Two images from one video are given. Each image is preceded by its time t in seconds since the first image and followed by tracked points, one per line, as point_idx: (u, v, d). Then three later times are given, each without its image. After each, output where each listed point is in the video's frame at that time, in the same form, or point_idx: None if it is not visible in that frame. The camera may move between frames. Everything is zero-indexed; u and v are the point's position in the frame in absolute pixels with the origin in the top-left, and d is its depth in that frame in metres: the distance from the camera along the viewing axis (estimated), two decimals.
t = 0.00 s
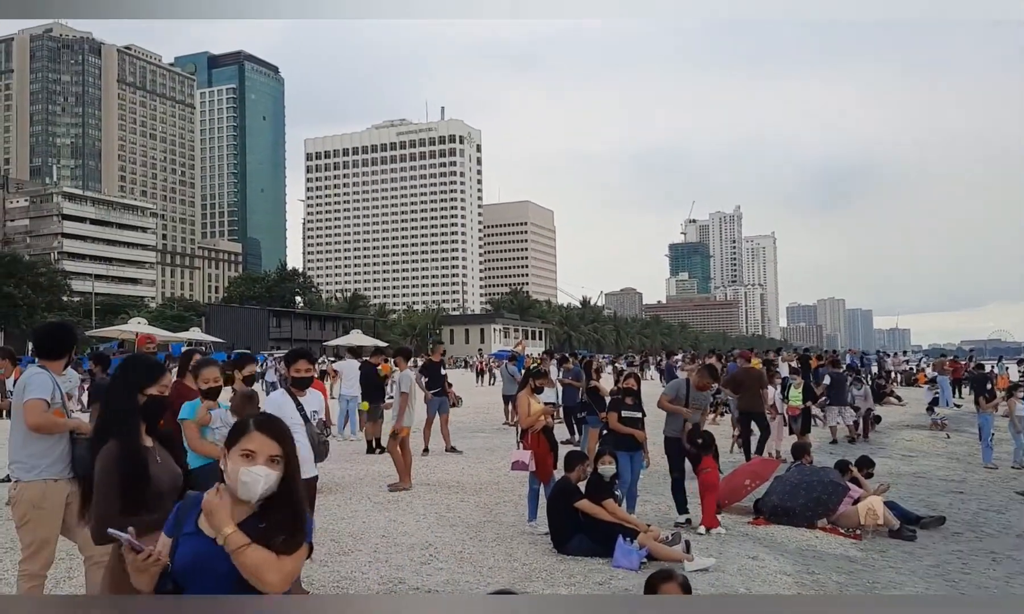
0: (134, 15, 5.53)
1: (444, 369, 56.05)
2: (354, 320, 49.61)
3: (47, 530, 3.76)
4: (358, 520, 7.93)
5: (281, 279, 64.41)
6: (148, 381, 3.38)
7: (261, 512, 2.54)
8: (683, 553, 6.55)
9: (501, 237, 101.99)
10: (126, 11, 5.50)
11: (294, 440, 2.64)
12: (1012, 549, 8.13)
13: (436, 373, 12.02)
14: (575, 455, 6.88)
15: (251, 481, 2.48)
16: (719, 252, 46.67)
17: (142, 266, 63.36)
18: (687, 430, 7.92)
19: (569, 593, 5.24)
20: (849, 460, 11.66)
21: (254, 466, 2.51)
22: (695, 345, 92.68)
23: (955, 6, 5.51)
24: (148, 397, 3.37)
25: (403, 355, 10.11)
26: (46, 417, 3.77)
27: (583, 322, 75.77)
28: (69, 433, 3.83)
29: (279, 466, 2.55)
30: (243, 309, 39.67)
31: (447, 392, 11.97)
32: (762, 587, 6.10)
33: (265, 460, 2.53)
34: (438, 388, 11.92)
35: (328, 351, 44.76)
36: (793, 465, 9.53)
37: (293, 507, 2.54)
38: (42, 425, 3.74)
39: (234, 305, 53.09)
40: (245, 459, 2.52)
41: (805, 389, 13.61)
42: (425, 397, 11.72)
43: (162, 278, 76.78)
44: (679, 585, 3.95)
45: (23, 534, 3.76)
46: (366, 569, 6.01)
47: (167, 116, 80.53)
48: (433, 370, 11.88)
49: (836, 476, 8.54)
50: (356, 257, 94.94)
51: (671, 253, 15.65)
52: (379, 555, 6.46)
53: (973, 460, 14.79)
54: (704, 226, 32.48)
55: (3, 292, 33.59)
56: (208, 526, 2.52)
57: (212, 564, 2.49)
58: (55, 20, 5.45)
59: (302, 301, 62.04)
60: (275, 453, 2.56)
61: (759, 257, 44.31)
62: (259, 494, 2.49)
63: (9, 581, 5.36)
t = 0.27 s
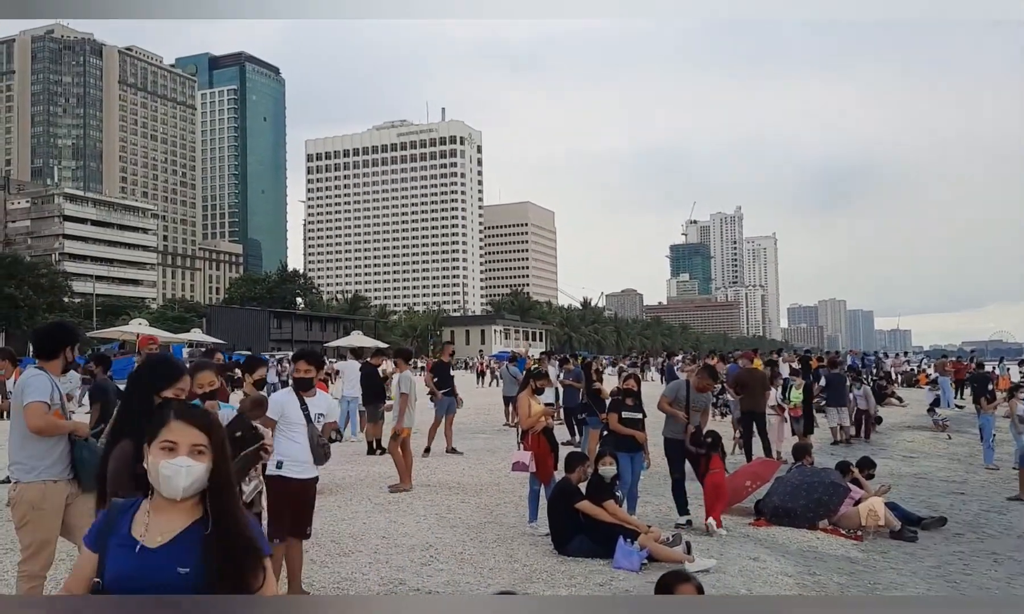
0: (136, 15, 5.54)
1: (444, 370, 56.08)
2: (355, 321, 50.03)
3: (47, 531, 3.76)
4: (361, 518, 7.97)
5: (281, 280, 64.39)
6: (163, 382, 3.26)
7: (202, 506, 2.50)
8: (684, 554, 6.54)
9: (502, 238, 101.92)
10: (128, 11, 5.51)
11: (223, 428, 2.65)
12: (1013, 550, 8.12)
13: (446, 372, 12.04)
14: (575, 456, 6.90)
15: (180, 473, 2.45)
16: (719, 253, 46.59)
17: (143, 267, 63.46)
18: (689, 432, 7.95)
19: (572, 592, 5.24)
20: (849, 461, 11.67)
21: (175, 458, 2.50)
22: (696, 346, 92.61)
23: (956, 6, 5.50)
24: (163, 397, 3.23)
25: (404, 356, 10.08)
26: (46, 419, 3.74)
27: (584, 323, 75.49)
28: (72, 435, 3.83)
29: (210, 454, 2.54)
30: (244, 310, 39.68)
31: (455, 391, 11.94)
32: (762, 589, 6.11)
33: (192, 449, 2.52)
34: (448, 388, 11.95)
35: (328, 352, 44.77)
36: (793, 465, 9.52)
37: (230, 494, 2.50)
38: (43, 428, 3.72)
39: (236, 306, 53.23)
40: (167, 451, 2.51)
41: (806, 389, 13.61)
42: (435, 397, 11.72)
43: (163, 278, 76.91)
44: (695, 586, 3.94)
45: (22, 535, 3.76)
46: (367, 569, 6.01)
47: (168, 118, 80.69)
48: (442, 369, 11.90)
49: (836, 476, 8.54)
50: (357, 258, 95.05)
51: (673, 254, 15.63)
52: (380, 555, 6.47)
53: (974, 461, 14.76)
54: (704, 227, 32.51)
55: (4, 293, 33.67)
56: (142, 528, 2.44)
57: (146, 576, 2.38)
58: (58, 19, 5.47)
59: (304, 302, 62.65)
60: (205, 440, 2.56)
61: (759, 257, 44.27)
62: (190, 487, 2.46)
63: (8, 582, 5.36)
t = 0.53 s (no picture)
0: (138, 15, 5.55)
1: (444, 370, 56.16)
2: (356, 321, 50.31)
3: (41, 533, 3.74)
4: (361, 517, 7.97)
5: (282, 281, 64.43)
6: (167, 385, 3.17)
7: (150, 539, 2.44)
8: (684, 554, 6.55)
9: (502, 239, 101.86)
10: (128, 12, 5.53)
11: (174, 448, 2.55)
12: (1013, 549, 8.11)
13: (451, 371, 12.07)
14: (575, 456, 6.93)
15: (123, 506, 2.36)
16: (719, 253, 46.55)
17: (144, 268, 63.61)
18: (690, 434, 7.93)
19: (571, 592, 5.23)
20: (849, 461, 11.68)
21: (114, 486, 2.41)
22: (696, 346, 92.51)
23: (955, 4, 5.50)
24: (165, 402, 3.16)
25: (405, 356, 10.08)
26: (33, 419, 3.75)
27: (584, 324, 75.41)
28: (65, 436, 3.84)
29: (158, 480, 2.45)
30: (244, 311, 39.71)
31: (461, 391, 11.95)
32: (763, 587, 6.12)
33: (135, 477, 2.43)
34: (453, 387, 11.97)
35: (329, 353, 44.83)
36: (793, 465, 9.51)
37: (180, 524, 2.44)
38: (34, 427, 3.73)
39: (237, 307, 53.43)
40: (105, 477, 2.42)
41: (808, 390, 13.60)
42: (441, 396, 11.73)
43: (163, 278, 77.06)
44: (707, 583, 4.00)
45: (19, 536, 3.76)
46: (367, 570, 6.01)
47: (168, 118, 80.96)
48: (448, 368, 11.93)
49: (838, 477, 8.53)
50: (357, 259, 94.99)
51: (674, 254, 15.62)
52: (380, 556, 6.47)
53: (975, 460, 14.74)
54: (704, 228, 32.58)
55: (5, 293, 33.78)
56: (78, 562, 2.36)
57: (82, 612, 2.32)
58: (59, 20, 5.49)
59: (304, 303, 62.87)
60: (152, 464, 2.47)
61: (759, 257, 44.17)
62: (134, 518, 2.38)
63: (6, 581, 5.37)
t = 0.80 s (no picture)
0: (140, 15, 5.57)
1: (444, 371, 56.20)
2: (357, 322, 50.56)
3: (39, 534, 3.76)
4: (361, 518, 7.97)
5: (282, 282, 64.39)
6: (166, 387, 3.17)
7: (90, 563, 2.51)
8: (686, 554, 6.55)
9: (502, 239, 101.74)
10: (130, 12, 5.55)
11: (115, 464, 2.53)
12: (1014, 549, 8.12)
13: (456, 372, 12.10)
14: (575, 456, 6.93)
15: (55, 530, 2.36)
16: (719, 253, 46.47)
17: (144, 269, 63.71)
18: (689, 434, 7.91)
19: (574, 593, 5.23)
20: (849, 461, 11.69)
21: (43, 505, 2.38)
22: (696, 346, 92.39)
23: (953, 5, 5.52)
24: (166, 403, 3.17)
25: (405, 356, 10.07)
26: (22, 419, 3.74)
27: (584, 324, 75.38)
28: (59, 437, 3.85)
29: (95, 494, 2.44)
30: (244, 312, 39.79)
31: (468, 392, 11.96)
32: (764, 588, 6.12)
33: (61, 492, 2.40)
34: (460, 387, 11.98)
35: (329, 353, 44.87)
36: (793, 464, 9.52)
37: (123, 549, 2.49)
38: (23, 427, 3.73)
39: (237, 307, 53.49)
40: (36, 496, 2.40)
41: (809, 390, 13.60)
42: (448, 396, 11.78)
43: (163, 279, 77.25)
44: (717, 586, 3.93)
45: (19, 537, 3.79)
46: (368, 570, 6.04)
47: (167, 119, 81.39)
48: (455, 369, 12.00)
49: (839, 477, 8.52)
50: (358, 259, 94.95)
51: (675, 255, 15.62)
52: (381, 556, 6.48)
53: (975, 460, 14.74)
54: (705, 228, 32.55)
55: (6, 294, 33.80)
56: (13, 582, 2.45)
57: None
58: (57, 21, 5.49)
59: (304, 304, 63.06)
60: (88, 481, 2.44)
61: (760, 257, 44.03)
62: (65, 542, 2.38)
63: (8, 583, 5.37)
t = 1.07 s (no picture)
0: (145, 13, 5.57)
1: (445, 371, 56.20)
2: (357, 322, 50.44)
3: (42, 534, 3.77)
4: (362, 517, 7.97)
5: (283, 283, 64.33)
6: (173, 388, 3.12)
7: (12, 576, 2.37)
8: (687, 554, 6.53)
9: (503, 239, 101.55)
10: (133, 12, 5.56)
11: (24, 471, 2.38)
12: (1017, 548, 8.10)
13: (467, 374, 12.09)
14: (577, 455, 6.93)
15: None
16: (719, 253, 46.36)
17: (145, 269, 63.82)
18: (690, 433, 7.88)
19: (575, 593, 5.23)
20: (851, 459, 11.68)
21: None
22: (697, 345, 92.29)
23: (958, 5, 5.52)
24: (172, 403, 3.12)
25: (407, 356, 10.02)
26: (23, 417, 3.77)
27: (585, 323, 75.29)
28: (61, 435, 3.83)
29: None
30: (245, 313, 39.76)
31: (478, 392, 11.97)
32: (767, 588, 6.10)
33: None
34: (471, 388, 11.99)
35: (330, 353, 44.85)
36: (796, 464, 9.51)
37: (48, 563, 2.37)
38: (23, 425, 3.76)
39: (238, 307, 53.62)
40: None
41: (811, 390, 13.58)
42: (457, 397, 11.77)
43: (164, 279, 77.40)
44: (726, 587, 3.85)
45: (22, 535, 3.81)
46: (369, 568, 6.04)
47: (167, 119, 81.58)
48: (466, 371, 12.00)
49: (841, 476, 8.51)
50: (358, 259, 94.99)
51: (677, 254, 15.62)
52: (382, 556, 6.47)
53: (977, 460, 14.72)
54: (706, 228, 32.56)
55: (7, 294, 33.98)
56: None
57: None
58: (60, 20, 5.49)
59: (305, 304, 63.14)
60: None
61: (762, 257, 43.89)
62: None
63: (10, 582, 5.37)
